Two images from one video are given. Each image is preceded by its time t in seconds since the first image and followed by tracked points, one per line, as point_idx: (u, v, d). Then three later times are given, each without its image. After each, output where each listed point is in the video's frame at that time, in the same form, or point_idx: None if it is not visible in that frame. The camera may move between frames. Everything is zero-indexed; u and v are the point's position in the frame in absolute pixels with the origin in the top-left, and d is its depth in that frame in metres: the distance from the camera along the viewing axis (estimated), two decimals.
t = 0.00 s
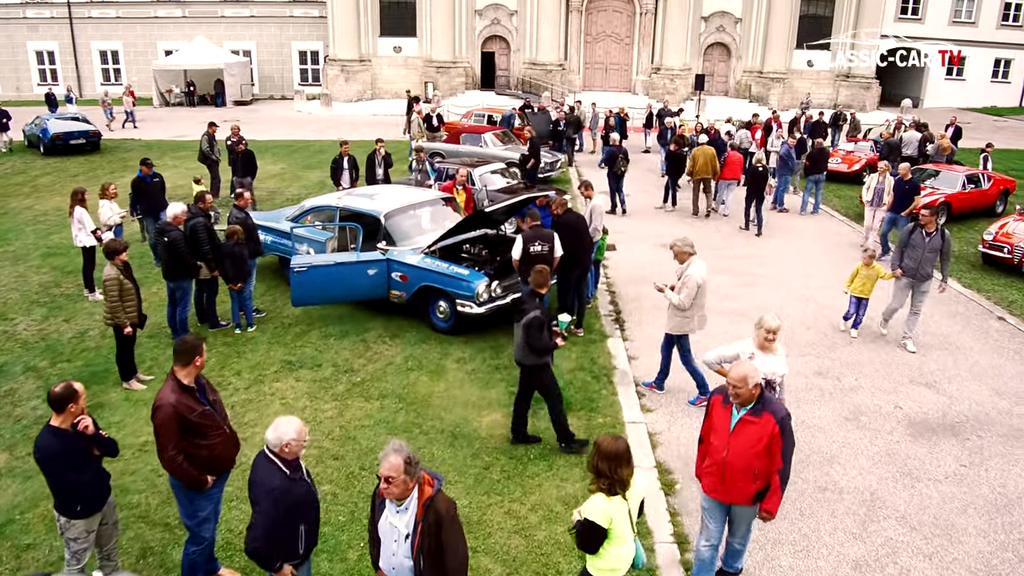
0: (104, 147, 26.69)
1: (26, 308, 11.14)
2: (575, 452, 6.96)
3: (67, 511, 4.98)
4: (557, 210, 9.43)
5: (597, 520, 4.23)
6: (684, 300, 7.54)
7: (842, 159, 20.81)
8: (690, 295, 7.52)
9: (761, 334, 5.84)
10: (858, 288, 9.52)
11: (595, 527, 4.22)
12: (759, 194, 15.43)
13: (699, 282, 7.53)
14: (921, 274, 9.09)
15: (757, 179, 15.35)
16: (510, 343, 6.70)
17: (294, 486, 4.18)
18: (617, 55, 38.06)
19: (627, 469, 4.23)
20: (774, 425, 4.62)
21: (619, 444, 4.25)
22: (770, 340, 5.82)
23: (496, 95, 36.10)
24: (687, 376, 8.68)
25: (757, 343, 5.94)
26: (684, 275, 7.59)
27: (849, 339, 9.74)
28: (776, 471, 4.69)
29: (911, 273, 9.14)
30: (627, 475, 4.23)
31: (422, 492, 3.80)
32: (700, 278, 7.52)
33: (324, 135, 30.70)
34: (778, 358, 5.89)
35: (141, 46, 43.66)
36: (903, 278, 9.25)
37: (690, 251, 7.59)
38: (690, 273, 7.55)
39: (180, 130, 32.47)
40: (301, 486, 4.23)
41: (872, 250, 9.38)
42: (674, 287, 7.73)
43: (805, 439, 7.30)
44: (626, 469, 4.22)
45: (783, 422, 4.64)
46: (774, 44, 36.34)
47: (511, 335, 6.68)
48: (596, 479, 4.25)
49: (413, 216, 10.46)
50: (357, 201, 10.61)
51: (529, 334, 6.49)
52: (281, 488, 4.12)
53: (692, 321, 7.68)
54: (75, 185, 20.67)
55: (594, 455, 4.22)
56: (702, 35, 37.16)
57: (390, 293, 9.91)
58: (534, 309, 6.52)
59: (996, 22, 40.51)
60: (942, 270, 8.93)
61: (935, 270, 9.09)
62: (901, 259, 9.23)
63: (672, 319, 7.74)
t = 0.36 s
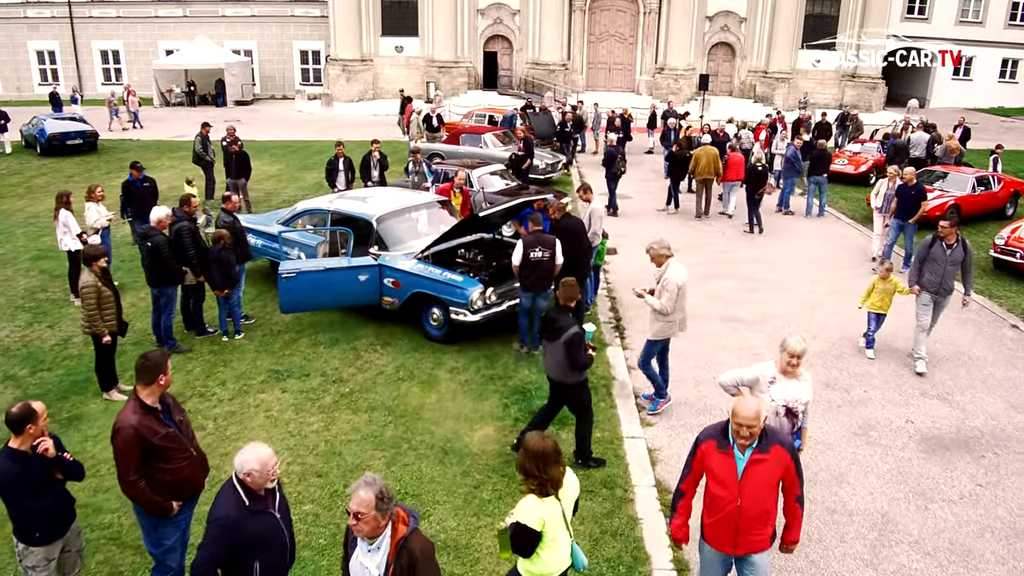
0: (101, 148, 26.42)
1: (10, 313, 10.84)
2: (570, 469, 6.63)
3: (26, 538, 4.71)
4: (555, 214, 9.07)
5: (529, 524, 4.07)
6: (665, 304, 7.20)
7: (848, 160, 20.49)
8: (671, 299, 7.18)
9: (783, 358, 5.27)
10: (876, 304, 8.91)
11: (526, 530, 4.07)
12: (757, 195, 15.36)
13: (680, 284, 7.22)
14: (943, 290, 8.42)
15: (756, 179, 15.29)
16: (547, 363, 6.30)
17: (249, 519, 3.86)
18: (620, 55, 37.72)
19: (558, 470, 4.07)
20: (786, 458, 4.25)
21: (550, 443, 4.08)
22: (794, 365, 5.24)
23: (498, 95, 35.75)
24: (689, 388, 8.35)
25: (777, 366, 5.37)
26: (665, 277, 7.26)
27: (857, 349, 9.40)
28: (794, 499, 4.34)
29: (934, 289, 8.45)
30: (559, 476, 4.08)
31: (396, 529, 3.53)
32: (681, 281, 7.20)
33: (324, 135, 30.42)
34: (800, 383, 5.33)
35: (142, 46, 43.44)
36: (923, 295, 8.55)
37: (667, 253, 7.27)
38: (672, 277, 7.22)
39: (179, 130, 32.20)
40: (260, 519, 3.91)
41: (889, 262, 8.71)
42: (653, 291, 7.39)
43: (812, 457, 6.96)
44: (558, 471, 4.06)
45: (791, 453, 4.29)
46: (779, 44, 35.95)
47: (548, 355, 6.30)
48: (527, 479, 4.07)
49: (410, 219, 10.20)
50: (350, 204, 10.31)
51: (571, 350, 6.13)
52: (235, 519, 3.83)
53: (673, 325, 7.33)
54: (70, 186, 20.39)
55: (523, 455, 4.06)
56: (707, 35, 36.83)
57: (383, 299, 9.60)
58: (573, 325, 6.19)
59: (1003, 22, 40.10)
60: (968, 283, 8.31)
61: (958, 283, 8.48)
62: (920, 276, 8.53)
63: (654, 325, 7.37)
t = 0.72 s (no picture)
0: (105, 147, 26.22)
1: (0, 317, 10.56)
2: (571, 490, 6.30)
3: None
4: (558, 220, 8.74)
5: (447, 539, 3.99)
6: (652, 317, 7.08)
7: (861, 163, 20.09)
8: (654, 312, 7.07)
9: (806, 399, 4.71)
10: (904, 321, 8.36)
11: (442, 544, 3.99)
12: (765, 194, 15.18)
13: (661, 296, 7.08)
14: (975, 306, 7.99)
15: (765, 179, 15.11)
16: (577, 376, 6.03)
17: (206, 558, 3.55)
18: (630, 55, 37.31)
19: (476, 483, 3.98)
20: (832, 530, 3.85)
21: (468, 454, 4.00)
22: (819, 406, 4.69)
23: (506, 96, 35.39)
24: (698, 402, 8.00)
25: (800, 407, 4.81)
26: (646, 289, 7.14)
27: (874, 361, 9.05)
28: (825, 570, 3.92)
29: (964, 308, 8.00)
30: (474, 490, 3.98)
31: None
32: (663, 291, 7.09)
33: (330, 135, 30.14)
34: (828, 426, 4.77)
35: (150, 45, 43.30)
36: (953, 314, 8.07)
37: (651, 265, 7.14)
38: (650, 288, 7.08)
39: (185, 130, 31.99)
40: (222, 561, 3.58)
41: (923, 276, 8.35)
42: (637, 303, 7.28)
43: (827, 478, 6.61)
44: (477, 484, 3.98)
45: (838, 523, 3.89)
46: (791, 44, 35.46)
47: (578, 368, 6.02)
48: (444, 496, 4.00)
49: (410, 223, 9.90)
50: (347, 208, 10.00)
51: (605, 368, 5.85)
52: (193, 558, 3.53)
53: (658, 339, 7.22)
54: (72, 186, 20.15)
55: (437, 466, 3.98)
56: (717, 35, 36.25)
57: (380, 306, 9.29)
58: (608, 337, 5.93)
59: (1019, 22, 39.49)
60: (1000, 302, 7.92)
61: (988, 299, 8.02)
62: (948, 293, 8.10)
63: (638, 336, 7.26)
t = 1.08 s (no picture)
0: (107, 146, 25.96)
1: None
2: (570, 510, 5.95)
3: None
4: (560, 222, 8.39)
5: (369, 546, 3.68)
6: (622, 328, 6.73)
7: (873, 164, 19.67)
8: (623, 320, 6.73)
9: (833, 435, 4.28)
10: (939, 340, 7.83)
11: (365, 551, 3.69)
12: (773, 197, 14.86)
13: (630, 304, 6.76)
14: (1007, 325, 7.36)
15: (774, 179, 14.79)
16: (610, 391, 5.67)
17: None
18: (638, 54, 36.89)
19: (400, 486, 3.65)
20: None
21: (394, 456, 3.66)
22: (848, 444, 4.25)
23: (513, 95, 35.01)
24: (706, 415, 7.63)
25: (826, 444, 4.39)
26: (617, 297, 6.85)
27: (890, 372, 8.70)
28: None
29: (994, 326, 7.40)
30: (399, 495, 3.64)
31: None
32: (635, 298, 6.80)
33: (335, 135, 29.83)
34: (861, 466, 4.33)
35: (155, 44, 43.08)
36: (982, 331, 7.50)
37: (623, 272, 6.92)
38: (619, 295, 6.84)
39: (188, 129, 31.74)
40: None
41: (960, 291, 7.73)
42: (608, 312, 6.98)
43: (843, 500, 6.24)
44: (402, 489, 3.65)
45: None
46: (801, 43, 34.98)
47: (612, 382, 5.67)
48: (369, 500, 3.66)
49: (409, 226, 9.58)
50: (343, 209, 9.68)
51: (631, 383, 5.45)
52: None
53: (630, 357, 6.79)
54: (71, 185, 19.88)
55: (361, 471, 3.65)
56: (727, 34, 35.86)
57: (376, 312, 8.96)
58: (636, 349, 5.51)
59: None
60: None
61: None
62: (978, 309, 7.50)
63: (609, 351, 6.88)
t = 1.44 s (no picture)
0: (111, 146, 25.80)
1: None
2: (567, 534, 5.66)
3: None
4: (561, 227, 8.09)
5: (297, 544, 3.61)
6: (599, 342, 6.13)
7: (886, 166, 19.30)
8: (601, 334, 6.13)
9: (872, 482, 3.68)
10: (964, 363, 7.30)
11: (293, 550, 3.61)
12: (780, 198, 14.58)
13: (608, 315, 6.12)
14: None
15: (780, 182, 14.51)
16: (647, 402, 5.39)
17: None
18: (647, 54, 36.55)
19: (330, 485, 3.55)
20: None
21: (325, 453, 3.55)
22: (888, 495, 3.65)
23: (520, 95, 34.69)
24: (712, 430, 7.32)
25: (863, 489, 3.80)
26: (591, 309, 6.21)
27: (904, 386, 8.38)
28: None
29: None
30: (329, 493, 3.55)
31: None
32: (611, 308, 6.14)
33: (341, 135, 29.58)
34: (902, 522, 3.73)
35: (163, 43, 42.97)
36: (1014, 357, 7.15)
37: (596, 279, 6.22)
38: (594, 307, 6.14)
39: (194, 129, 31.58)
40: None
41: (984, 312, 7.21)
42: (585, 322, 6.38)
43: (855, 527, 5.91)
44: (333, 488, 3.56)
45: None
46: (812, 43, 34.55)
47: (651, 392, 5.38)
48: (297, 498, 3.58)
49: (408, 230, 9.30)
50: (339, 213, 9.41)
51: (663, 391, 5.15)
52: None
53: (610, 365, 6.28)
54: (73, 186, 19.69)
55: (290, 468, 3.54)
56: (737, 34, 35.45)
57: (372, 319, 8.67)
58: (673, 361, 5.17)
59: None
60: None
61: None
62: (1012, 331, 7.18)
63: (586, 362, 6.35)
